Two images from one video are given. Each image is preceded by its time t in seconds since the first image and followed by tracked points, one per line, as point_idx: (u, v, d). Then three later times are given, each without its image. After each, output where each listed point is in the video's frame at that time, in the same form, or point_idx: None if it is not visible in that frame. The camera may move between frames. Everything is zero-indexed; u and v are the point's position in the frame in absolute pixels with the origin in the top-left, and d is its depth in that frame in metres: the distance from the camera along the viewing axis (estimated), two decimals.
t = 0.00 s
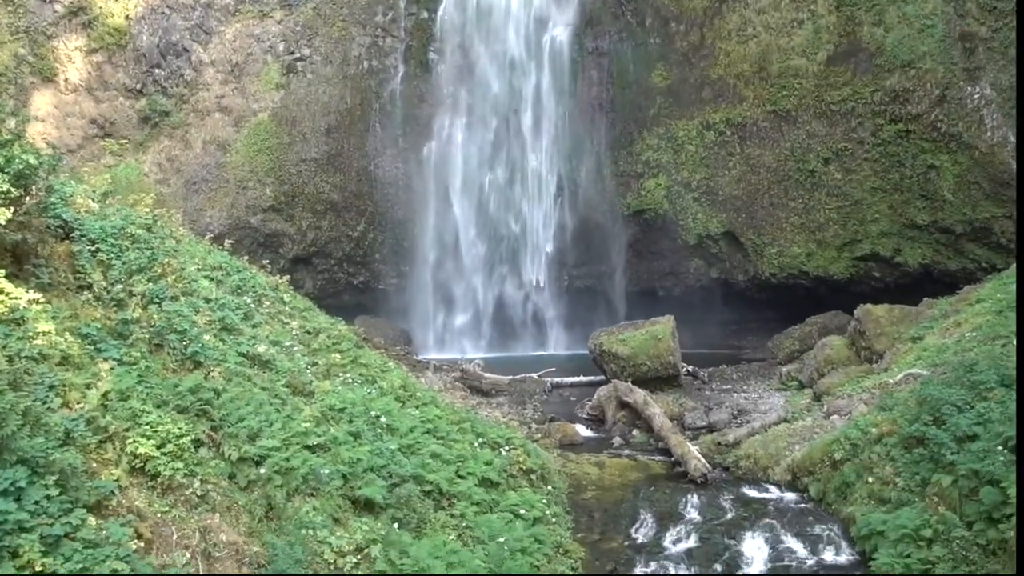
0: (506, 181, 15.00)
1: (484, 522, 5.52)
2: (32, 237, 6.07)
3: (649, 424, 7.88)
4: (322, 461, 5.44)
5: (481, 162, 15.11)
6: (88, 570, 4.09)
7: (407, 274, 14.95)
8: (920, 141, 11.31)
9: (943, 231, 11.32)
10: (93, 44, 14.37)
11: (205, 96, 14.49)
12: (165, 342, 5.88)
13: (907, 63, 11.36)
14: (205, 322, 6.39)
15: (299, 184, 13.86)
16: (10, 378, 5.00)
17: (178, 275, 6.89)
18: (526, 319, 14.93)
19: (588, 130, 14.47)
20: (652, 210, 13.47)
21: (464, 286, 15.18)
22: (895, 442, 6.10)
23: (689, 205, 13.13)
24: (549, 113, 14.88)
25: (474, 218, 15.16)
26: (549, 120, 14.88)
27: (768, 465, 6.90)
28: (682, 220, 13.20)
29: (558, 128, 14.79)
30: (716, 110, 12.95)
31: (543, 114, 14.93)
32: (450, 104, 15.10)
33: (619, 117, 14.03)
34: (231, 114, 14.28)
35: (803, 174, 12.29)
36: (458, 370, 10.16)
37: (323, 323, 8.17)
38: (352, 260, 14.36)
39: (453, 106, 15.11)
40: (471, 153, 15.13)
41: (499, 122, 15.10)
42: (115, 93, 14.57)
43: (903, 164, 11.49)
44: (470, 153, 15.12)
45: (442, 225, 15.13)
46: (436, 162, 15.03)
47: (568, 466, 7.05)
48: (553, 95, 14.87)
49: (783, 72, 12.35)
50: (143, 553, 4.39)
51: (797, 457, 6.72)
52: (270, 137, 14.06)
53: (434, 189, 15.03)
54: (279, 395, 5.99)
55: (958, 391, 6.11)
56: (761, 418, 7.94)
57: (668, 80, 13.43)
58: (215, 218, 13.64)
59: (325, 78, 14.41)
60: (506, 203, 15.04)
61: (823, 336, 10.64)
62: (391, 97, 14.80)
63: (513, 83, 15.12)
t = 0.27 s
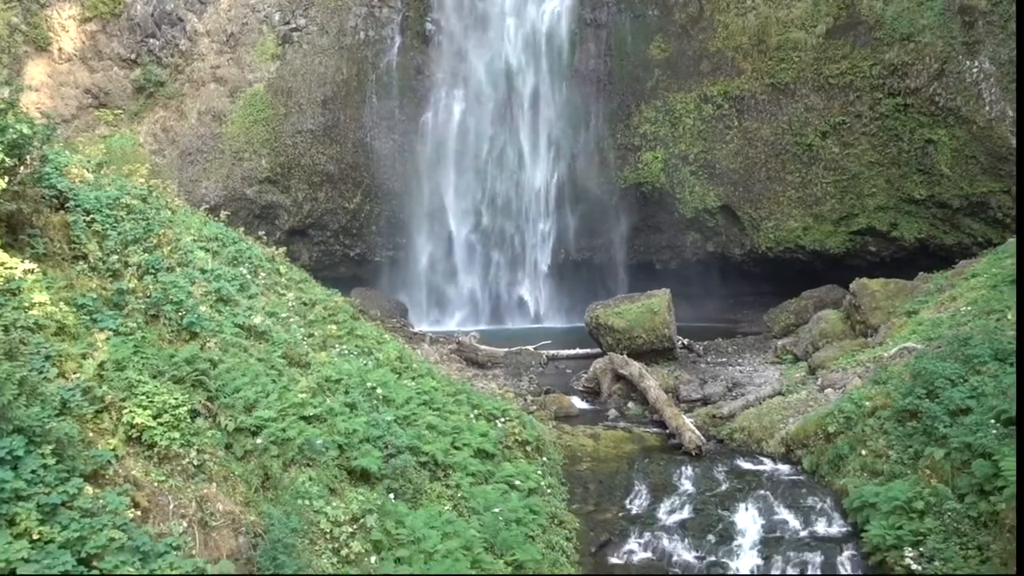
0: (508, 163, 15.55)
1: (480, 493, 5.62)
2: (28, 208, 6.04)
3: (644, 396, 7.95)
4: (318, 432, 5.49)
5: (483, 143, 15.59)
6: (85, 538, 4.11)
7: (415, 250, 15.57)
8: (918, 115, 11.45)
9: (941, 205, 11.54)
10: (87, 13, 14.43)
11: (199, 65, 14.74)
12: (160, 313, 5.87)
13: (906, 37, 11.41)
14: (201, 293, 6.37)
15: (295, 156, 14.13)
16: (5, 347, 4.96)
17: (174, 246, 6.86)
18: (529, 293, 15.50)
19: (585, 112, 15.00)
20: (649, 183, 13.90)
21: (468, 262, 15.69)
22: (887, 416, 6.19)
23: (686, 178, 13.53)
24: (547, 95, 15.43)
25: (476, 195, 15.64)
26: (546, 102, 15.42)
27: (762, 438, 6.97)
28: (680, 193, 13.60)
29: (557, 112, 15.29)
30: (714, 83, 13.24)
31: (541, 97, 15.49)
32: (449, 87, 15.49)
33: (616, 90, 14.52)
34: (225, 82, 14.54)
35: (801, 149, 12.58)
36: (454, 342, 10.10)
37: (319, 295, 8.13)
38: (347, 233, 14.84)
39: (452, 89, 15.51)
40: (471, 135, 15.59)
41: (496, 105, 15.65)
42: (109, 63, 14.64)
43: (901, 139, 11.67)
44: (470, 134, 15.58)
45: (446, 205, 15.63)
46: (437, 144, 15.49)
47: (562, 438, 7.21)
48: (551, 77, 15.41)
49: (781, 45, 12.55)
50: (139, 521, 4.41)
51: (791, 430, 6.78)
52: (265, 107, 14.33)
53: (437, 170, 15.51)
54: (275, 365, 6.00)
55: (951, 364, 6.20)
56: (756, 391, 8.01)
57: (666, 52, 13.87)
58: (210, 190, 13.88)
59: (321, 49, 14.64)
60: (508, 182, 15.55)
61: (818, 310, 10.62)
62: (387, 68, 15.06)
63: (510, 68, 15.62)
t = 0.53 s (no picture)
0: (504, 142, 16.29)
1: (475, 463, 5.77)
2: (21, 176, 5.95)
3: (638, 367, 8.08)
4: (313, 403, 5.51)
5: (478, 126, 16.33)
6: (81, 506, 4.11)
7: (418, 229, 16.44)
8: (916, 88, 11.92)
9: (937, 178, 12.05)
10: None
11: (195, 34, 14.91)
12: (156, 283, 5.86)
13: (906, 10, 11.80)
14: (197, 264, 6.36)
15: (290, 125, 14.62)
16: None
17: (169, 215, 6.83)
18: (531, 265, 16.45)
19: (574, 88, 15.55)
20: (645, 154, 14.40)
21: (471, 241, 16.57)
22: (881, 389, 6.27)
23: (683, 150, 14.03)
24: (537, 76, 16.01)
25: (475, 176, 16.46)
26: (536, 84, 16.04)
27: (756, 410, 7.10)
28: (676, 164, 14.13)
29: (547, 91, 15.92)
30: (712, 55, 13.68)
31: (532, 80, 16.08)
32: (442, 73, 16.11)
33: (613, 61, 14.84)
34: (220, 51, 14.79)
35: (799, 120, 13.14)
36: (449, 314, 10.06)
37: (315, 266, 8.11)
38: (343, 203, 15.38)
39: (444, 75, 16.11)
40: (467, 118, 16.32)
41: (490, 86, 16.28)
42: (103, 31, 14.42)
43: (898, 112, 12.18)
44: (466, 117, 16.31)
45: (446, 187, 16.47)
46: (434, 128, 16.19)
47: (558, 409, 7.37)
48: (542, 59, 15.96)
49: (780, 17, 12.99)
50: (135, 490, 4.41)
51: (784, 402, 6.94)
52: (260, 77, 14.68)
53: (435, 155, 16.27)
54: (271, 335, 6.00)
55: (945, 338, 6.25)
56: (750, 363, 8.10)
57: (663, 23, 14.13)
58: (205, 159, 14.17)
59: (316, 18, 15.10)
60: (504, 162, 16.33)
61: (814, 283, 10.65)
62: (383, 38, 15.55)
63: (504, 51, 16.18)
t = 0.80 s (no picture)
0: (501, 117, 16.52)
1: (472, 434, 5.90)
2: (15, 147, 5.93)
3: (635, 339, 8.15)
4: (310, 373, 5.53)
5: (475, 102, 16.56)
6: (79, 476, 4.13)
7: (412, 204, 16.75)
8: (915, 60, 12.02)
9: (935, 151, 12.19)
10: None
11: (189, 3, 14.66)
12: (152, 254, 5.86)
13: None
14: (193, 235, 6.36)
15: (286, 96, 14.67)
16: None
17: (165, 186, 6.83)
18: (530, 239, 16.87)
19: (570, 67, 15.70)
20: (644, 126, 14.67)
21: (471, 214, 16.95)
22: (877, 360, 6.32)
23: (681, 122, 14.32)
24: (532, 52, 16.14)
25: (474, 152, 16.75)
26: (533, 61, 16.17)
27: (751, 382, 7.18)
28: (674, 137, 14.44)
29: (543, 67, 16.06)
30: (709, 27, 13.93)
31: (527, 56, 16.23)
32: (438, 48, 16.21)
33: (610, 31, 14.99)
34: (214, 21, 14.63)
35: (797, 92, 13.35)
36: (446, 286, 10.02)
37: (312, 238, 8.11)
38: (340, 174, 15.51)
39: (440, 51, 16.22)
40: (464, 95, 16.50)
41: (486, 64, 16.50)
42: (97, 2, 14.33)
43: (897, 84, 12.34)
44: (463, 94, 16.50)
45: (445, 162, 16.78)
46: (432, 101, 16.38)
47: (555, 380, 7.47)
48: (538, 33, 16.06)
49: None
50: (133, 460, 4.43)
51: (780, 374, 7.01)
52: (256, 48, 14.63)
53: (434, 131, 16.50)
54: (268, 307, 6.01)
55: (941, 310, 6.27)
56: (746, 335, 8.12)
57: None
58: (201, 130, 14.21)
59: None
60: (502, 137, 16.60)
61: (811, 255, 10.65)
62: (380, 9, 15.55)
63: (499, 25, 16.34)
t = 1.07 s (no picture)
0: (498, 93, 16.49)
1: (470, 404, 5.98)
2: (8, 119, 5.88)
3: (632, 308, 8.17)
4: (309, 344, 5.55)
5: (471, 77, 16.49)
6: (79, 448, 4.13)
7: (404, 185, 16.70)
8: (913, 26, 12.32)
9: (932, 118, 12.54)
10: None
11: None
12: (148, 227, 5.83)
13: None
14: (189, 207, 6.36)
15: (281, 67, 14.59)
16: None
17: (160, 158, 6.81)
18: (529, 215, 16.89)
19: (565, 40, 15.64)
20: (640, 94, 14.64)
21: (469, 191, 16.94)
22: (873, 328, 6.36)
23: (677, 90, 14.36)
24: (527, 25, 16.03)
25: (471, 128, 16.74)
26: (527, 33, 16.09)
27: (749, 350, 7.21)
28: (671, 105, 14.47)
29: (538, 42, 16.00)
30: None
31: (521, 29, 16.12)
32: (432, 23, 16.06)
33: None
34: None
35: (795, 60, 13.52)
36: (443, 257, 9.85)
37: (308, 209, 8.08)
38: (335, 145, 15.45)
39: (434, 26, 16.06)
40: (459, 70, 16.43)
41: (480, 44, 16.40)
42: None
43: (895, 51, 12.61)
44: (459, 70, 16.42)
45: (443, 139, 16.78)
46: (427, 80, 16.33)
47: (553, 350, 7.49)
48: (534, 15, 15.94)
49: None
50: (133, 432, 4.44)
51: (777, 342, 7.01)
52: (249, 18, 14.53)
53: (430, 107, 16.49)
54: (265, 279, 6.01)
55: (937, 278, 6.29)
56: (744, 304, 8.14)
57: None
58: (195, 102, 14.13)
59: None
60: (498, 113, 16.58)
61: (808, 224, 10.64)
62: None
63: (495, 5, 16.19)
